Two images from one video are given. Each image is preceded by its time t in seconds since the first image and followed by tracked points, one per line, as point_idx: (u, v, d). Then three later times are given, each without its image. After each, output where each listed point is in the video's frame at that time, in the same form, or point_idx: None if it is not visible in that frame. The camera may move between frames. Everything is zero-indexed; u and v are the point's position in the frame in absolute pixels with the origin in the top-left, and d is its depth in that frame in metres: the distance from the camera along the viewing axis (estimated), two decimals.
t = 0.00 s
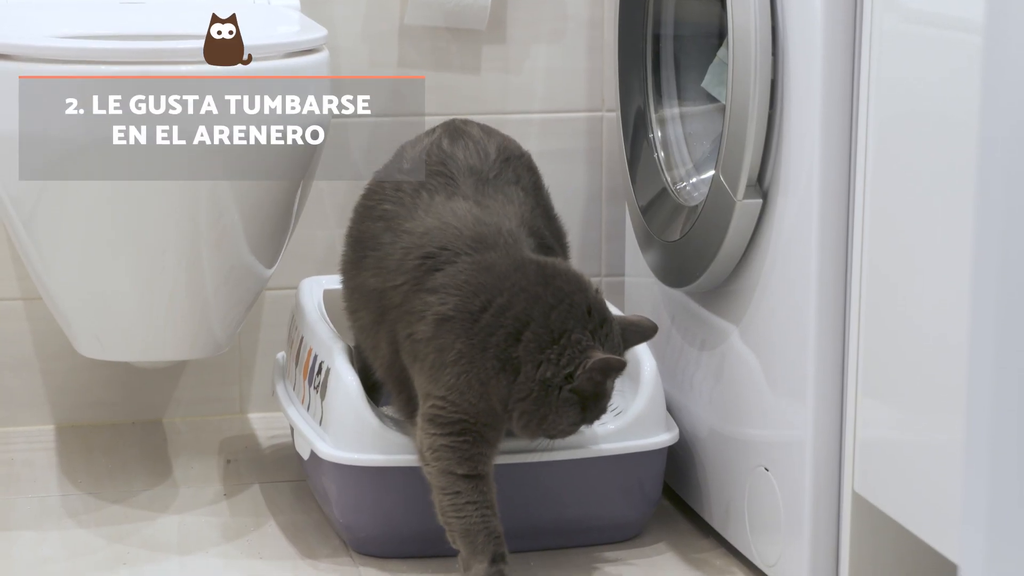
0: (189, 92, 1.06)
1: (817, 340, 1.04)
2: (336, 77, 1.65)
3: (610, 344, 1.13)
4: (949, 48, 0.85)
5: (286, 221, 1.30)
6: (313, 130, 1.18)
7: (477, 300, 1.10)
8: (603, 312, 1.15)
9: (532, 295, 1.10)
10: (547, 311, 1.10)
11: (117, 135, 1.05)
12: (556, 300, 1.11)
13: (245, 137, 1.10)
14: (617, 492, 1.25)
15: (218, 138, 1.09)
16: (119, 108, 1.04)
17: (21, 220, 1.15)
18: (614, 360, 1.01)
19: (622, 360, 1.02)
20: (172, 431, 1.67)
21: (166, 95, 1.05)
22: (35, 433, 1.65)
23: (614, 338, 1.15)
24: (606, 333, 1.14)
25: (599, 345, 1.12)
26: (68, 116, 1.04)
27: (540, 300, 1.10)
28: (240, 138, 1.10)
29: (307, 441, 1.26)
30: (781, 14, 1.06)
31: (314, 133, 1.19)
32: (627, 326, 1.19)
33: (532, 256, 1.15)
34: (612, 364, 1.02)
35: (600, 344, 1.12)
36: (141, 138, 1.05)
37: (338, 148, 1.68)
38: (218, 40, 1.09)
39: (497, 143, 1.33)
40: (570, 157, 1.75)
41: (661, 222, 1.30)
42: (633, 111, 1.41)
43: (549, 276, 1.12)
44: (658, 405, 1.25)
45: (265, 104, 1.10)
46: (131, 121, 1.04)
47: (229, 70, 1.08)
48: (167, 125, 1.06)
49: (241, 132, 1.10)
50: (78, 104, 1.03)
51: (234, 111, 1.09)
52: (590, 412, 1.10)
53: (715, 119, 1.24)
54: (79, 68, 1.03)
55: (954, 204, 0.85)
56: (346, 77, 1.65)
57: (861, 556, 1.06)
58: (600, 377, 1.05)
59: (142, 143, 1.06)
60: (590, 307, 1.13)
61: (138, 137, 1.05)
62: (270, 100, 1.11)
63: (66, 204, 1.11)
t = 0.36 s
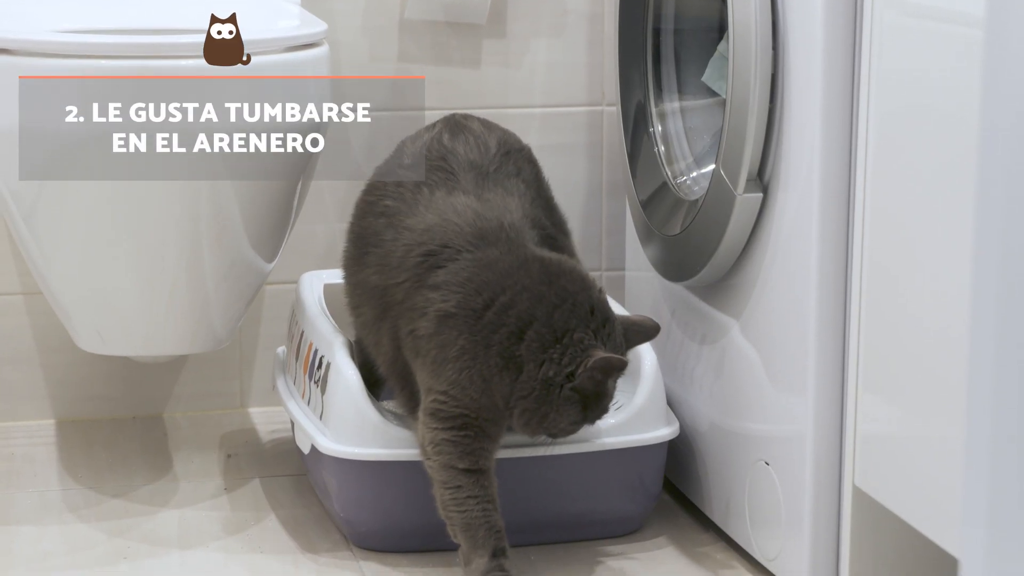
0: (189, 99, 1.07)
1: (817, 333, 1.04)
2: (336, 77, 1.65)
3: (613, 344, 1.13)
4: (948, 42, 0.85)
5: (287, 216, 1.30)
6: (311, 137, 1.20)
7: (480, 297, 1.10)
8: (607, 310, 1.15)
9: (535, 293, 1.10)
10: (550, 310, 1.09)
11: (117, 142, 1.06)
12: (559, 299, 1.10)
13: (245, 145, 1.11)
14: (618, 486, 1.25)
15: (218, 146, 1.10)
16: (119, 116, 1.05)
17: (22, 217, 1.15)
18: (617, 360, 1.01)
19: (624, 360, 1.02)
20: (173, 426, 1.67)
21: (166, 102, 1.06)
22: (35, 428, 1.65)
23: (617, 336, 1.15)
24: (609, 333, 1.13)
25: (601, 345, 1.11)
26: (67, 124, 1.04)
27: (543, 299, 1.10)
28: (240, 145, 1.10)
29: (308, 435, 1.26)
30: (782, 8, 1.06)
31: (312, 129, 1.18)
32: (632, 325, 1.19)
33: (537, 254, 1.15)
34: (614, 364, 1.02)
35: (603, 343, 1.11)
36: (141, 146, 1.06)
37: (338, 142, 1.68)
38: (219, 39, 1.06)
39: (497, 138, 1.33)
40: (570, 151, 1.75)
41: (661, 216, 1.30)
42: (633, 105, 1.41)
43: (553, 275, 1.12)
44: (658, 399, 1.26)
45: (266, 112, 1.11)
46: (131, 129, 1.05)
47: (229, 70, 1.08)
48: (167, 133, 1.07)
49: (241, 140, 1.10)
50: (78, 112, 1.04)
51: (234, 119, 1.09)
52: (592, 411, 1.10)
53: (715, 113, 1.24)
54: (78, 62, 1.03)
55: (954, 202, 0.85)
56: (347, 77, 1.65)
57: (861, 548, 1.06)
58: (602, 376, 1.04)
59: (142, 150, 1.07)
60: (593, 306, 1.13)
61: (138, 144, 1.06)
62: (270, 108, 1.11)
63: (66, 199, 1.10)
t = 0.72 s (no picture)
0: (189, 100, 1.07)
1: (817, 327, 1.04)
2: (337, 78, 1.65)
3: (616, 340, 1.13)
4: (950, 35, 0.85)
5: (286, 210, 1.30)
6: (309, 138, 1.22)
7: (485, 294, 1.10)
8: (610, 307, 1.15)
9: (538, 291, 1.10)
10: (553, 308, 1.10)
11: (117, 143, 1.07)
12: (563, 296, 1.10)
13: (245, 145, 1.12)
14: (619, 481, 1.25)
15: (218, 146, 1.11)
16: (119, 116, 1.05)
17: (22, 211, 1.15)
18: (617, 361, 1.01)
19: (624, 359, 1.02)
20: (173, 421, 1.67)
21: (166, 103, 1.06)
22: (35, 423, 1.65)
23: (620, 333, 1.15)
24: (612, 330, 1.14)
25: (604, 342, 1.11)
26: (67, 124, 1.05)
27: (546, 296, 1.10)
28: (240, 146, 1.11)
29: (307, 430, 1.26)
30: (782, 2, 1.06)
31: (311, 129, 1.20)
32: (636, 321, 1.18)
33: (542, 250, 1.15)
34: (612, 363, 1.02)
35: (605, 339, 1.11)
36: (141, 146, 1.07)
37: (339, 136, 1.68)
38: (219, 39, 1.05)
39: (500, 131, 1.33)
40: (570, 146, 1.75)
41: (661, 211, 1.30)
42: (633, 100, 1.41)
43: (558, 272, 1.12)
44: (658, 394, 1.26)
45: (266, 112, 1.11)
46: (131, 129, 1.06)
47: (231, 70, 1.08)
48: (168, 134, 1.08)
49: (241, 140, 1.11)
50: (78, 113, 1.04)
51: (234, 120, 1.09)
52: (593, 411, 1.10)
53: (714, 108, 1.24)
54: (77, 56, 1.03)
55: (955, 195, 0.85)
56: (348, 77, 1.65)
57: (861, 543, 1.06)
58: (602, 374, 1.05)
59: (142, 150, 1.08)
60: (597, 304, 1.13)
61: (138, 145, 1.07)
62: (270, 109, 1.12)
63: (67, 194, 1.11)
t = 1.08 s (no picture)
0: (189, 100, 1.07)
1: (817, 321, 1.04)
2: (337, 78, 1.65)
3: (617, 327, 1.12)
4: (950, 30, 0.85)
5: (287, 204, 1.30)
6: (309, 138, 1.22)
7: (486, 285, 1.10)
8: (614, 296, 1.13)
9: (537, 279, 1.10)
10: (551, 294, 1.09)
11: (117, 143, 1.07)
12: (562, 284, 1.10)
13: (245, 145, 1.12)
14: (619, 474, 1.25)
15: (218, 146, 1.11)
16: (119, 116, 1.05)
17: (22, 206, 1.15)
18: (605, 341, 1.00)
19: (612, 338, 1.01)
20: (173, 415, 1.67)
21: (166, 104, 1.06)
22: (35, 416, 1.65)
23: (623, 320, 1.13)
24: (615, 318, 1.12)
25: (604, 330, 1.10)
26: (68, 124, 1.05)
27: (544, 284, 1.10)
28: (240, 146, 1.12)
29: (308, 424, 1.26)
30: None
31: (311, 129, 1.21)
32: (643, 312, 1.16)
33: (544, 239, 1.15)
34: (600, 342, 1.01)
35: (603, 323, 1.10)
36: (141, 146, 1.07)
37: (338, 131, 1.68)
38: (219, 40, 1.05)
39: (505, 125, 1.33)
40: (570, 140, 1.74)
41: (662, 205, 1.30)
42: (633, 94, 1.41)
43: (558, 260, 1.12)
44: (658, 388, 1.26)
45: (266, 112, 1.12)
46: (131, 129, 1.06)
47: (232, 70, 1.08)
48: (168, 134, 1.08)
49: (241, 141, 1.11)
50: (78, 113, 1.04)
51: (234, 120, 1.10)
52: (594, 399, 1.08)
53: (715, 101, 1.24)
54: (75, 50, 1.03)
55: (955, 191, 0.86)
56: (348, 78, 1.65)
57: (861, 536, 1.06)
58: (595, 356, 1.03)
59: (142, 150, 1.08)
60: (599, 292, 1.12)
61: (138, 145, 1.07)
62: (270, 109, 1.12)
63: (66, 190, 1.10)
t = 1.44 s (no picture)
0: (189, 100, 1.07)
1: (818, 318, 1.04)
2: (337, 78, 1.65)
3: (616, 313, 1.08)
4: (951, 25, 0.84)
5: (287, 199, 1.29)
6: (308, 138, 1.24)
7: (484, 277, 1.10)
8: (614, 284, 1.10)
9: (532, 268, 1.09)
10: (544, 281, 1.08)
11: (117, 143, 1.07)
12: (556, 271, 1.09)
13: (245, 145, 1.12)
14: (619, 470, 1.25)
15: (218, 146, 1.11)
16: (119, 116, 1.05)
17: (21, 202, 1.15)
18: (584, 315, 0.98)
19: (593, 311, 0.99)
20: (173, 410, 1.67)
21: (166, 104, 1.06)
22: (36, 412, 1.65)
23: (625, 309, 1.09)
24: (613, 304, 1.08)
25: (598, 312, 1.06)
26: (67, 124, 1.05)
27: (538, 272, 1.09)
28: (240, 146, 1.12)
29: (308, 419, 1.26)
30: None
31: (310, 129, 1.21)
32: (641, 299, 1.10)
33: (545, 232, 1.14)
34: (582, 317, 0.99)
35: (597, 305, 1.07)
36: (141, 146, 1.07)
37: (339, 126, 1.68)
38: (219, 40, 1.05)
39: (509, 124, 1.32)
40: (570, 135, 1.74)
41: (662, 200, 1.30)
42: (633, 89, 1.41)
43: (557, 251, 1.11)
44: (659, 384, 1.26)
45: (266, 112, 1.12)
46: (131, 129, 1.06)
47: (232, 70, 1.08)
48: (168, 134, 1.08)
49: (241, 141, 1.12)
50: (78, 113, 1.05)
51: (234, 120, 1.10)
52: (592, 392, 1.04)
53: (715, 97, 1.24)
54: (73, 44, 1.03)
55: (955, 188, 0.85)
56: (348, 79, 1.65)
57: (861, 532, 1.06)
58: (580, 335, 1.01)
59: (142, 150, 1.08)
60: (596, 279, 1.09)
61: (138, 145, 1.07)
62: (270, 109, 1.12)
63: (66, 185, 1.10)
